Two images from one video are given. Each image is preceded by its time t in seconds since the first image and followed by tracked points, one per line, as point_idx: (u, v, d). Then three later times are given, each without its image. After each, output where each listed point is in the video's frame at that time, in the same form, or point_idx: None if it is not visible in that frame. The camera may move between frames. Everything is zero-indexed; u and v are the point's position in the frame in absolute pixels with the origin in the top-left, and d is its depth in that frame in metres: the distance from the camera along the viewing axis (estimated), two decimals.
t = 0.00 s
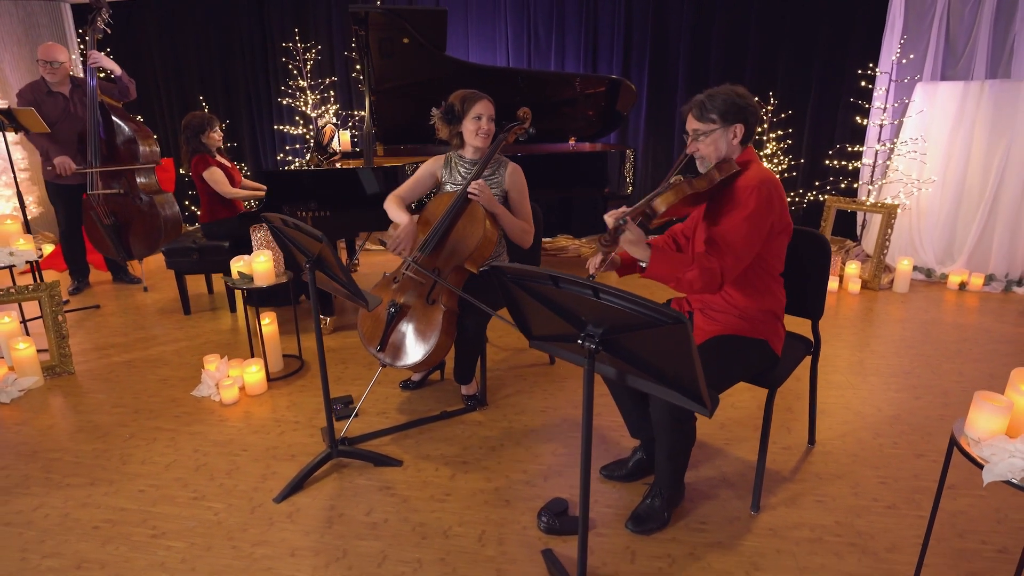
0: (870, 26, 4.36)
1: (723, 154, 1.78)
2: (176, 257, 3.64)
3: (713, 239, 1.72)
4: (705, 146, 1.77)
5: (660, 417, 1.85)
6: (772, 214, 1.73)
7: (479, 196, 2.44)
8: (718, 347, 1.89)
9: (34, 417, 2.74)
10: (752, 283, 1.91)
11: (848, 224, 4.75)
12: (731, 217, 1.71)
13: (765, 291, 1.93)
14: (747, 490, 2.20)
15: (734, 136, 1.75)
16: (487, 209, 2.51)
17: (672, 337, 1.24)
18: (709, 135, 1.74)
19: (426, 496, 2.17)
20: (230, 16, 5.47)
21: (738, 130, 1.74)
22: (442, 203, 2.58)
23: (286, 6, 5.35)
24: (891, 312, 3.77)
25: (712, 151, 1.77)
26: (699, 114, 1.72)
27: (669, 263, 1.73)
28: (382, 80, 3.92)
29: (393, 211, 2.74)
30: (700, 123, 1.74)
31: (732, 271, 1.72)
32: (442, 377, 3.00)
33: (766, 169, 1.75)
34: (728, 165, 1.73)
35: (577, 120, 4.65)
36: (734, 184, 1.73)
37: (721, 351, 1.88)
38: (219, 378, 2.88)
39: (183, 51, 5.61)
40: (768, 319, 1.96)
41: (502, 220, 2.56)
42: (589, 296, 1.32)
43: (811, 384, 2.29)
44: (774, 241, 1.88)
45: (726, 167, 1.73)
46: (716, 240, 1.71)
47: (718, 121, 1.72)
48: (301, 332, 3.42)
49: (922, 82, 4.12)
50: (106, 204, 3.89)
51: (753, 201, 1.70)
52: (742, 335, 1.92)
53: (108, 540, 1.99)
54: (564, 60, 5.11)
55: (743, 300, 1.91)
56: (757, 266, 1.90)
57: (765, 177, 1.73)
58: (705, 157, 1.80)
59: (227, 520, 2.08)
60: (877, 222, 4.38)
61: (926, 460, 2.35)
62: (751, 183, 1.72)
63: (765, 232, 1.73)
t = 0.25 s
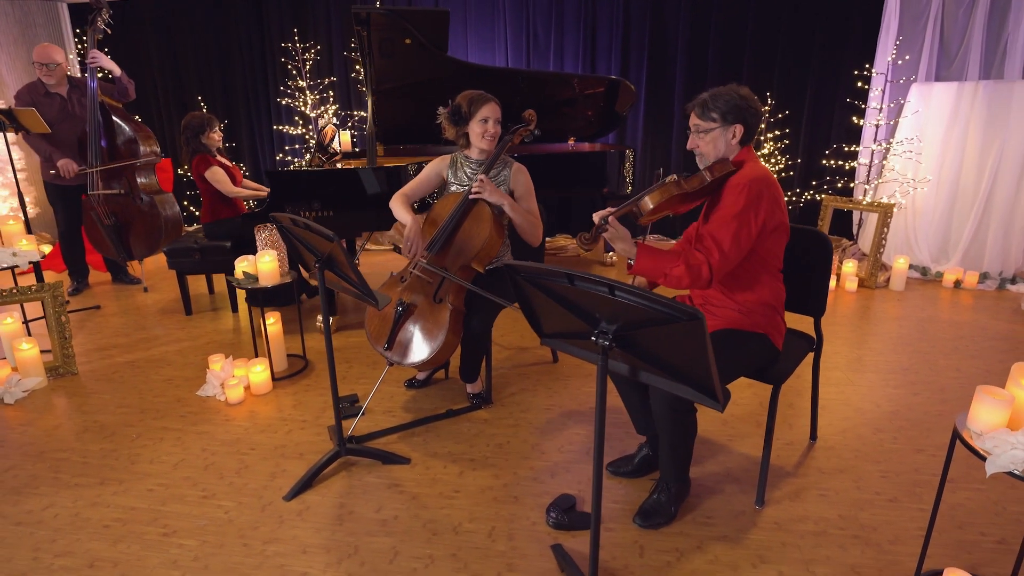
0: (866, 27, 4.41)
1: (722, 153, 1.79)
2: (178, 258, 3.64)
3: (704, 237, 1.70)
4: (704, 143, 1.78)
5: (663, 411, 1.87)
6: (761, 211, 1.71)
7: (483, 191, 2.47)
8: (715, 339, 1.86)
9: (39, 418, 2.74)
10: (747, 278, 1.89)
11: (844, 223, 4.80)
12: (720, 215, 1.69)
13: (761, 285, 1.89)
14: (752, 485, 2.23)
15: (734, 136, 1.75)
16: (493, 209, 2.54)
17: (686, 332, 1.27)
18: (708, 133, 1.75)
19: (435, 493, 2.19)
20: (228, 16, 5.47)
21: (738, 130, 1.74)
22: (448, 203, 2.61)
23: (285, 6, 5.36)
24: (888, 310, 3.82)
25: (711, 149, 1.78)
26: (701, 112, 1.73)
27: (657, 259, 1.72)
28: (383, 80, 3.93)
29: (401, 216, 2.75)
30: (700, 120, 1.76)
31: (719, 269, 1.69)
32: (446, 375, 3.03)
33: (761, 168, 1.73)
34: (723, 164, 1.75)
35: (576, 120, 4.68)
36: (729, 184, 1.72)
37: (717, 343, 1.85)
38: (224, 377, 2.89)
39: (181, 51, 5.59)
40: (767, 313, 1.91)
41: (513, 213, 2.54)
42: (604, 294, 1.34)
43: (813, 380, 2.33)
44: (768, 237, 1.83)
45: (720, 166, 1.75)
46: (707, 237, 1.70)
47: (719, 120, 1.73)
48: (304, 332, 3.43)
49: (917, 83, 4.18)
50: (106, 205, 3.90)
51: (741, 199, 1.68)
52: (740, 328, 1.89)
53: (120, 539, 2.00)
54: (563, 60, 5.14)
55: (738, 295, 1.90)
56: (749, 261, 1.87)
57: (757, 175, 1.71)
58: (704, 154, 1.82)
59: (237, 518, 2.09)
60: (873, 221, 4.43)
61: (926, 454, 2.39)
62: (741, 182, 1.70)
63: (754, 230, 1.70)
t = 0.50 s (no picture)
0: (861, 28, 4.46)
1: (725, 153, 1.81)
2: (177, 258, 3.64)
3: (704, 231, 1.71)
4: (709, 140, 1.80)
5: (670, 409, 1.89)
6: (761, 208, 1.72)
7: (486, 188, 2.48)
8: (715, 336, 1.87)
9: (41, 419, 2.73)
10: (747, 273, 1.90)
11: (839, 223, 4.84)
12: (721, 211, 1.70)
13: (761, 282, 1.90)
14: (755, 482, 2.25)
15: (739, 136, 1.77)
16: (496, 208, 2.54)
17: (699, 332, 1.29)
18: (714, 131, 1.77)
19: (442, 492, 2.20)
20: (225, 16, 5.45)
21: (743, 130, 1.76)
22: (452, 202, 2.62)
23: (282, 6, 5.35)
24: (884, 308, 3.86)
25: (716, 147, 1.80)
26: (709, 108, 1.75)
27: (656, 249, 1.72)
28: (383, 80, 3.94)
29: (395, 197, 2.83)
30: (707, 118, 1.77)
31: (717, 264, 1.70)
32: (449, 375, 3.04)
33: (763, 168, 1.74)
34: (725, 162, 1.77)
35: (574, 121, 4.70)
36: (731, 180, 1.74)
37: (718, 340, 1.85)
38: (227, 378, 2.89)
39: (177, 51, 5.57)
40: (769, 311, 1.92)
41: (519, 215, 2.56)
42: (617, 294, 1.36)
43: (815, 378, 2.35)
44: (768, 234, 1.84)
45: (722, 164, 1.77)
46: (706, 231, 1.71)
47: (726, 119, 1.75)
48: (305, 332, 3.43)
49: (912, 83, 4.25)
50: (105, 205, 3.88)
51: (742, 194, 1.70)
52: (741, 325, 1.89)
53: (127, 540, 2.00)
54: (560, 61, 5.16)
55: (740, 291, 1.91)
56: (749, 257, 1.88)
57: (758, 174, 1.73)
58: (708, 151, 1.83)
59: (245, 518, 2.09)
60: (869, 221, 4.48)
61: (925, 450, 2.43)
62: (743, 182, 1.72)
63: (755, 226, 1.72)
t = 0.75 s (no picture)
0: (859, 28, 4.49)
1: (735, 151, 1.82)
2: (179, 259, 3.62)
3: (716, 227, 1.71)
4: (719, 139, 1.81)
5: (680, 407, 1.90)
6: (772, 206, 1.73)
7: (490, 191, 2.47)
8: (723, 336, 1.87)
9: (44, 422, 2.71)
10: (754, 270, 1.91)
11: (838, 222, 4.87)
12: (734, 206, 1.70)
13: (769, 280, 1.91)
14: (762, 480, 2.27)
15: (749, 136, 1.78)
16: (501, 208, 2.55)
17: (717, 331, 1.30)
18: (726, 129, 1.78)
19: (451, 492, 2.20)
20: (223, 16, 5.43)
21: (754, 130, 1.78)
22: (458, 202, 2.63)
23: (280, 6, 5.34)
24: (883, 307, 3.89)
25: (726, 144, 1.80)
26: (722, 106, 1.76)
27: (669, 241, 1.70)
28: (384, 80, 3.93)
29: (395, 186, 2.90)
30: (719, 116, 1.78)
31: (728, 258, 1.70)
32: (454, 375, 3.04)
33: (772, 167, 1.76)
34: (736, 159, 1.76)
35: (574, 121, 4.70)
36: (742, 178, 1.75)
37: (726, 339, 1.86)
38: (231, 379, 2.88)
39: (174, 51, 5.54)
40: (777, 310, 1.92)
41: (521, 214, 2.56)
42: (634, 293, 1.36)
43: (820, 376, 2.37)
44: (776, 233, 1.86)
45: (733, 161, 1.76)
46: (718, 226, 1.71)
47: (738, 118, 1.77)
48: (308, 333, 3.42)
49: (910, 83, 4.27)
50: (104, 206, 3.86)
51: (754, 191, 1.71)
52: (749, 325, 1.90)
53: (136, 543, 1.99)
54: (560, 60, 5.17)
55: (748, 288, 1.91)
56: (757, 253, 1.89)
57: (769, 173, 1.74)
58: (718, 149, 1.84)
59: (254, 520, 2.09)
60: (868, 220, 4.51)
61: (928, 447, 2.45)
62: (753, 179, 1.73)
63: (766, 223, 1.73)
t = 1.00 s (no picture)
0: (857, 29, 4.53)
1: (752, 150, 1.82)
2: (179, 260, 3.60)
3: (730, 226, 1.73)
4: (735, 138, 1.81)
5: (692, 405, 1.91)
6: (787, 208, 1.75)
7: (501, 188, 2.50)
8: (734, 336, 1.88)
9: (45, 424, 2.68)
10: (766, 271, 1.92)
11: (835, 221, 4.91)
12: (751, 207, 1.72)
13: (780, 281, 1.92)
14: (770, 478, 2.28)
15: (765, 136, 1.79)
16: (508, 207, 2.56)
17: (737, 330, 1.31)
18: (742, 128, 1.79)
19: (461, 493, 2.20)
20: (220, 15, 5.41)
21: (770, 130, 1.79)
22: (466, 203, 2.63)
23: (278, 6, 5.32)
24: (881, 306, 3.92)
25: (742, 144, 1.81)
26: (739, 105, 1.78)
27: (686, 237, 1.69)
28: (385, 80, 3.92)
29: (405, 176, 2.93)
30: (735, 116, 1.80)
31: (742, 257, 1.71)
32: (459, 376, 3.03)
33: (789, 169, 1.77)
34: (753, 158, 1.76)
35: (573, 121, 4.70)
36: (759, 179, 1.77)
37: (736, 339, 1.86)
38: (235, 381, 2.86)
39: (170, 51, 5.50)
40: (787, 311, 1.94)
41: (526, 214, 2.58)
42: (653, 293, 1.37)
43: (826, 374, 2.39)
44: (790, 235, 1.88)
45: (752, 159, 1.77)
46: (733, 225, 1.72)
47: (754, 118, 1.78)
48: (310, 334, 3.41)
49: (906, 84, 4.34)
50: (101, 206, 3.82)
51: (772, 193, 1.72)
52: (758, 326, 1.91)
53: (145, 547, 1.97)
54: (559, 61, 5.17)
55: (760, 288, 1.92)
56: (770, 254, 1.90)
57: (786, 175, 1.75)
58: (734, 149, 1.84)
59: (263, 522, 2.08)
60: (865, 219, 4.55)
61: (932, 444, 2.47)
62: (769, 180, 1.75)
63: (780, 224, 1.74)
